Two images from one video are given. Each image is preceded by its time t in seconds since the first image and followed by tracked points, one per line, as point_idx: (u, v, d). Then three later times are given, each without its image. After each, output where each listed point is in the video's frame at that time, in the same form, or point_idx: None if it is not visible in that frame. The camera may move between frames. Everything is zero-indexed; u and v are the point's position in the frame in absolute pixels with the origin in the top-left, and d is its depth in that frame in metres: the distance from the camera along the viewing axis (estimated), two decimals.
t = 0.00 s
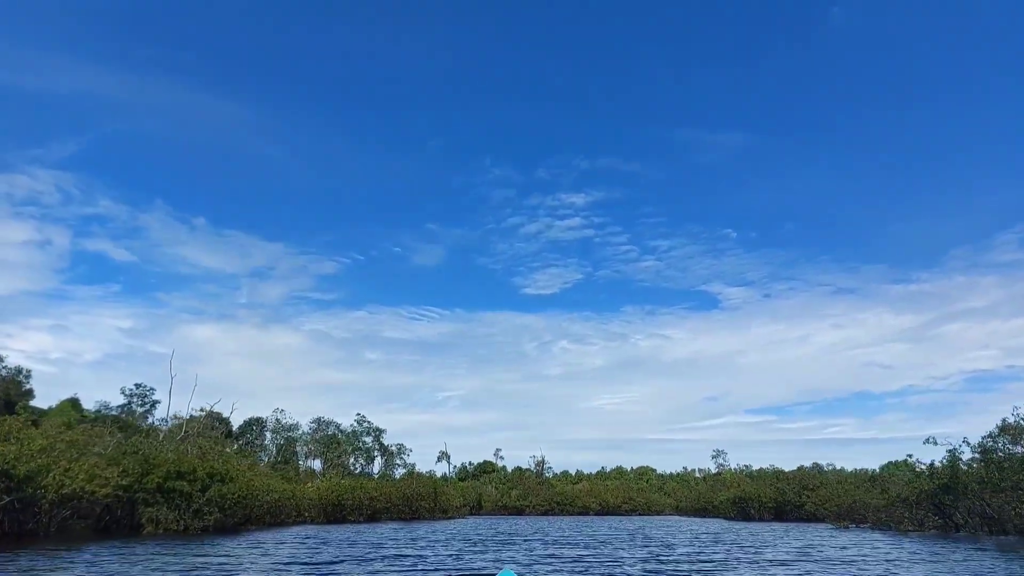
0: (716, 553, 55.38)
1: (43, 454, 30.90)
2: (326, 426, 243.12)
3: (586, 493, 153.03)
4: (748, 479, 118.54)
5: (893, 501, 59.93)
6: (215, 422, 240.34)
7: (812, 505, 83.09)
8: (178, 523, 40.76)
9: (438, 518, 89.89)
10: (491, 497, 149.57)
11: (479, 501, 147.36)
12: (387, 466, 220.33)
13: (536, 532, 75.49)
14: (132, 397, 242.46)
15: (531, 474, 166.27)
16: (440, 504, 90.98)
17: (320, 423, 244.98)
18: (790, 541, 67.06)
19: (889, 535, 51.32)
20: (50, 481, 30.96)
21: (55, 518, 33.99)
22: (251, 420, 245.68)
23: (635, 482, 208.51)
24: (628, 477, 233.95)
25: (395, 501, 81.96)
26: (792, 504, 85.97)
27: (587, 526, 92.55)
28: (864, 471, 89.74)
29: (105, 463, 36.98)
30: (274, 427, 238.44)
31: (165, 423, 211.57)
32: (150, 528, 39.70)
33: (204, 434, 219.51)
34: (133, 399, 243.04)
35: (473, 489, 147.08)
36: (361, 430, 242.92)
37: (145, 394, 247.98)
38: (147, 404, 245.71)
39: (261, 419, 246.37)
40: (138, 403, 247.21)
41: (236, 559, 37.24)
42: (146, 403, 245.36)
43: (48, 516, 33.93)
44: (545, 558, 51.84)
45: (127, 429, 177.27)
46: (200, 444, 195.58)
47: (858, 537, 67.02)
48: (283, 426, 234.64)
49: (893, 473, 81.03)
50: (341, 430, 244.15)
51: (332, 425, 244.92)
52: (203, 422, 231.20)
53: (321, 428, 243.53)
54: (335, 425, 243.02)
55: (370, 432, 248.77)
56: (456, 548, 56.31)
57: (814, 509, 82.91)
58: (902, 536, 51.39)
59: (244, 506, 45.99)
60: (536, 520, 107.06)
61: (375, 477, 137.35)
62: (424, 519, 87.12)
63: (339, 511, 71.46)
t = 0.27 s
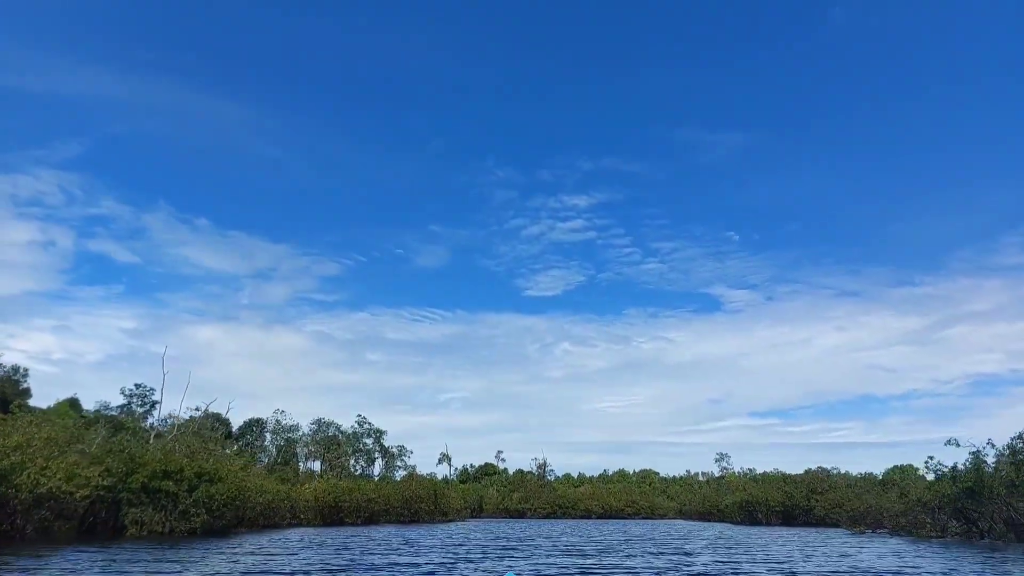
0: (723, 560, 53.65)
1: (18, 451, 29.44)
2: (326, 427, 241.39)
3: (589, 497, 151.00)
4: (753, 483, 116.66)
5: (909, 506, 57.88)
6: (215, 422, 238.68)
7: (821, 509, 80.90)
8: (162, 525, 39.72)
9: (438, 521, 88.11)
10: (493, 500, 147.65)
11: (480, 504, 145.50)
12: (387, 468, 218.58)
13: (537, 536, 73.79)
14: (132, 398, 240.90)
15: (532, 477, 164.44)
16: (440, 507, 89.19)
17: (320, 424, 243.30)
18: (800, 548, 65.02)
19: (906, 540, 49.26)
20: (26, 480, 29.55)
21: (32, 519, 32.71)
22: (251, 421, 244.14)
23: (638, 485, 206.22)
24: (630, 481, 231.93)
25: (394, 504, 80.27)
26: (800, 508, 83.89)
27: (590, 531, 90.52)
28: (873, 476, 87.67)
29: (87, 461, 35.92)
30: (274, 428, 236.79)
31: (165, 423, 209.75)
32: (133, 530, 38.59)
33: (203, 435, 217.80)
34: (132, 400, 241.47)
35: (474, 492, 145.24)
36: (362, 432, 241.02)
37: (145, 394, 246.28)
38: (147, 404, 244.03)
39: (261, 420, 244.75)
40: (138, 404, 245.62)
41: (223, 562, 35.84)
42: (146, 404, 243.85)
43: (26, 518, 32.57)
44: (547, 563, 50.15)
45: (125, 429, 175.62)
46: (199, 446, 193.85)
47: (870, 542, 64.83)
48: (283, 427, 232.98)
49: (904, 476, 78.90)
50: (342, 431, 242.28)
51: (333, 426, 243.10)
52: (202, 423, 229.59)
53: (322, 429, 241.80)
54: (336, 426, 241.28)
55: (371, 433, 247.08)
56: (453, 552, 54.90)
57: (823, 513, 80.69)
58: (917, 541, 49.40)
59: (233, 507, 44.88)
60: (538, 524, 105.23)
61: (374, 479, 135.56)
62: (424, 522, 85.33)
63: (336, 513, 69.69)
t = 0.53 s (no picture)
0: (730, 565, 51.93)
1: None
2: (325, 429, 239.63)
3: (590, 499, 149.30)
4: (758, 485, 114.96)
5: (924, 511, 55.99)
6: (213, 425, 236.87)
7: (828, 512, 78.93)
8: (144, 528, 38.25)
9: (437, 523, 86.36)
10: (493, 503, 145.99)
11: (480, 507, 143.68)
12: (387, 470, 216.74)
13: (538, 540, 71.93)
14: (130, 399, 239.18)
15: (533, 479, 162.71)
16: (440, 509, 87.48)
17: (320, 426, 241.52)
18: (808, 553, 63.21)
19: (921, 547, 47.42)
20: None
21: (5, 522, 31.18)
22: (250, 423, 242.44)
23: (639, 487, 204.50)
24: (631, 483, 230.22)
25: (392, 506, 78.48)
26: (807, 510, 81.91)
27: (592, 534, 88.72)
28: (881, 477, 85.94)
29: (65, 460, 34.45)
30: (273, 430, 235.03)
31: (163, 425, 208.27)
32: (113, 534, 37.04)
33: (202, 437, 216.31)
34: (131, 402, 239.76)
35: (474, 494, 143.46)
36: (361, 434, 239.40)
37: (144, 396, 244.81)
38: (146, 405, 242.58)
39: (260, 422, 242.95)
40: (136, 405, 243.81)
41: (208, 566, 34.18)
42: (144, 406, 242.08)
43: None
44: (549, 567, 48.36)
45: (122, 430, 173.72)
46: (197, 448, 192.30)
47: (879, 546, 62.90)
48: (282, 429, 231.18)
49: (913, 479, 76.96)
50: (341, 433, 240.66)
51: (332, 428, 241.54)
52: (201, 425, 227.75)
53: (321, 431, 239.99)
54: (336, 428, 239.45)
55: (371, 435, 245.38)
56: (452, 556, 53.25)
57: (830, 516, 78.78)
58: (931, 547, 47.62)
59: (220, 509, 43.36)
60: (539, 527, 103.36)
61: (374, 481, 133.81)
62: (423, 525, 83.56)
63: (332, 516, 67.94)
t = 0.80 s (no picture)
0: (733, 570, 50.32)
1: None
2: (323, 427, 237.96)
3: (589, 501, 147.74)
4: (759, 488, 113.54)
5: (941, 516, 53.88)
6: (210, 422, 235.37)
7: (832, 516, 77.01)
8: (121, 525, 36.81)
9: (432, 524, 84.70)
10: (491, 503, 144.30)
11: (478, 507, 142.08)
12: (384, 470, 215.03)
13: (537, 542, 70.06)
14: (127, 396, 237.58)
15: (531, 480, 161.23)
16: (436, 509, 85.84)
17: (317, 424, 239.87)
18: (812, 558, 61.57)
19: (933, 555, 45.73)
20: None
21: None
22: (247, 421, 240.91)
23: (638, 490, 202.91)
24: (630, 485, 228.93)
25: (387, 506, 76.82)
26: (810, 514, 79.98)
27: (591, 537, 86.92)
28: (884, 482, 84.40)
29: (38, 454, 33.05)
30: (270, 427, 233.50)
31: (159, 422, 206.75)
32: (88, 531, 35.53)
33: (198, 434, 214.79)
34: (127, 398, 238.22)
35: (472, 495, 141.91)
36: (359, 433, 237.73)
37: (140, 392, 243.15)
38: (142, 402, 240.90)
39: (257, 420, 241.50)
40: (133, 402, 242.08)
41: (189, 564, 32.56)
42: (141, 402, 240.39)
43: None
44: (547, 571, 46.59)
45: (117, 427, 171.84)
46: (193, 446, 190.80)
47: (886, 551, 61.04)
48: (279, 427, 229.56)
49: (919, 483, 75.29)
50: (338, 432, 239.03)
51: (330, 427, 239.95)
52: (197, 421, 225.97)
53: (319, 429, 238.21)
54: (333, 426, 237.77)
55: (368, 434, 243.83)
56: (448, 557, 51.70)
57: (834, 520, 76.95)
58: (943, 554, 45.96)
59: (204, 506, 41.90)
60: (537, 528, 101.65)
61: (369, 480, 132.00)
62: (419, 525, 81.91)
63: (325, 515, 66.29)
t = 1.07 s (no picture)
0: (740, 573, 48.72)
1: None
2: (322, 428, 236.25)
3: (589, 501, 146.21)
4: (762, 487, 112.20)
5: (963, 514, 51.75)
6: (207, 422, 233.57)
7: (839, 515, 75.10)
8: (100, 527, 35.43)
9: (432, 525, 83.08)
10: (491, 504, 142.56)
11: (477, 508, 140.44)
12: (384, 470, 213.37)
13: (537, 543, 68.22)
14: (123, 396, 235.54)
15: (532, 480, 159.75)
16: (435, 509, 84.19)
17: (316, 424, 238.21)
18: (818, 558, 60.00)
19: (951, 560, 44.00)
20: None
21: None
22: (244, 421, 239.15)
23: (638, 489, 201.41)
24: (630, 485, 227.75)
25: (384, 506, 75.09)
26: (815, 513, 77.97)
27: (591, 537, 85.12)
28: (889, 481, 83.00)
29: (10, 452, 31.82)
30: (268, 428, 231.77)
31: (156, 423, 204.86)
32: (64, 534, 34.13)
33: (196, 435, 213.07)
34: (124, 398, 236.16)
35: (472, 495, 140.30)
36: (357, 433, 236.05)
37: (137, 393, 241.26)
38: (139, 403, 239.01)
39: (255, 420, 239.72)
40: (129, 402, 240.01)
41: (169, 567, 30.76)
42: (138, 402, 238.38)
43: None
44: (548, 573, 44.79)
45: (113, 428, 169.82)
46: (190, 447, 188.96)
47: (897, 552, 59.25)
48: (278, 428, 227.77)
49: (926, 483, 73.75)
50: (337, 432, 237.35)
51: (328, 428, 238.26)
52: (195, 422, 223.96)
53: (317, 430, 236.51)
54: (332, 427, 236.11)
55: (367, 435, 242.26)
56: (446, 559, 50.23)
57: (841, 520, 75.11)
58: (961, 559, 44.24)
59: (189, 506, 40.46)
60: (537, 529, 99.95)
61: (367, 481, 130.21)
62: (418, 526, 80.27)
63: (320, 517, 64.71)
